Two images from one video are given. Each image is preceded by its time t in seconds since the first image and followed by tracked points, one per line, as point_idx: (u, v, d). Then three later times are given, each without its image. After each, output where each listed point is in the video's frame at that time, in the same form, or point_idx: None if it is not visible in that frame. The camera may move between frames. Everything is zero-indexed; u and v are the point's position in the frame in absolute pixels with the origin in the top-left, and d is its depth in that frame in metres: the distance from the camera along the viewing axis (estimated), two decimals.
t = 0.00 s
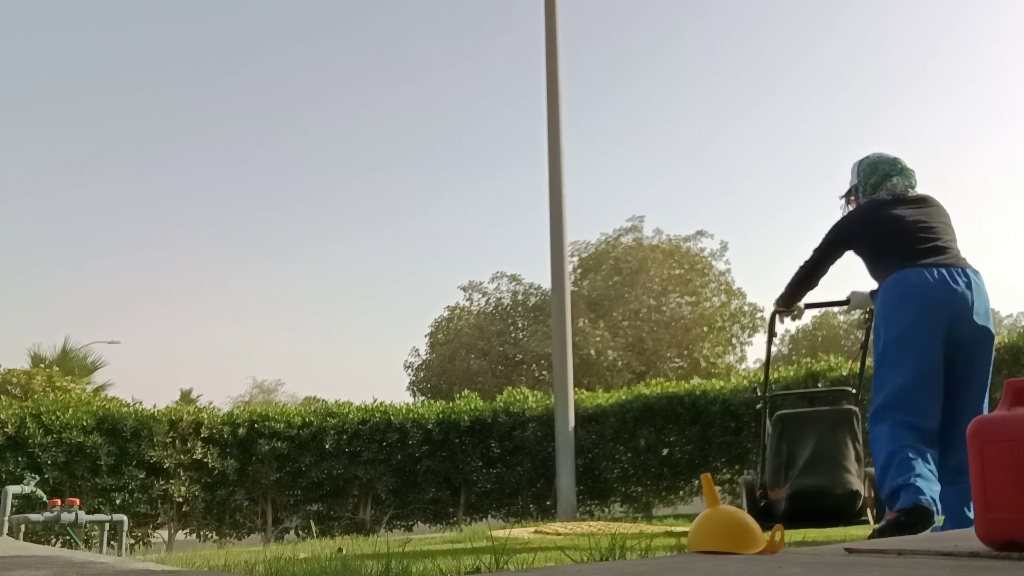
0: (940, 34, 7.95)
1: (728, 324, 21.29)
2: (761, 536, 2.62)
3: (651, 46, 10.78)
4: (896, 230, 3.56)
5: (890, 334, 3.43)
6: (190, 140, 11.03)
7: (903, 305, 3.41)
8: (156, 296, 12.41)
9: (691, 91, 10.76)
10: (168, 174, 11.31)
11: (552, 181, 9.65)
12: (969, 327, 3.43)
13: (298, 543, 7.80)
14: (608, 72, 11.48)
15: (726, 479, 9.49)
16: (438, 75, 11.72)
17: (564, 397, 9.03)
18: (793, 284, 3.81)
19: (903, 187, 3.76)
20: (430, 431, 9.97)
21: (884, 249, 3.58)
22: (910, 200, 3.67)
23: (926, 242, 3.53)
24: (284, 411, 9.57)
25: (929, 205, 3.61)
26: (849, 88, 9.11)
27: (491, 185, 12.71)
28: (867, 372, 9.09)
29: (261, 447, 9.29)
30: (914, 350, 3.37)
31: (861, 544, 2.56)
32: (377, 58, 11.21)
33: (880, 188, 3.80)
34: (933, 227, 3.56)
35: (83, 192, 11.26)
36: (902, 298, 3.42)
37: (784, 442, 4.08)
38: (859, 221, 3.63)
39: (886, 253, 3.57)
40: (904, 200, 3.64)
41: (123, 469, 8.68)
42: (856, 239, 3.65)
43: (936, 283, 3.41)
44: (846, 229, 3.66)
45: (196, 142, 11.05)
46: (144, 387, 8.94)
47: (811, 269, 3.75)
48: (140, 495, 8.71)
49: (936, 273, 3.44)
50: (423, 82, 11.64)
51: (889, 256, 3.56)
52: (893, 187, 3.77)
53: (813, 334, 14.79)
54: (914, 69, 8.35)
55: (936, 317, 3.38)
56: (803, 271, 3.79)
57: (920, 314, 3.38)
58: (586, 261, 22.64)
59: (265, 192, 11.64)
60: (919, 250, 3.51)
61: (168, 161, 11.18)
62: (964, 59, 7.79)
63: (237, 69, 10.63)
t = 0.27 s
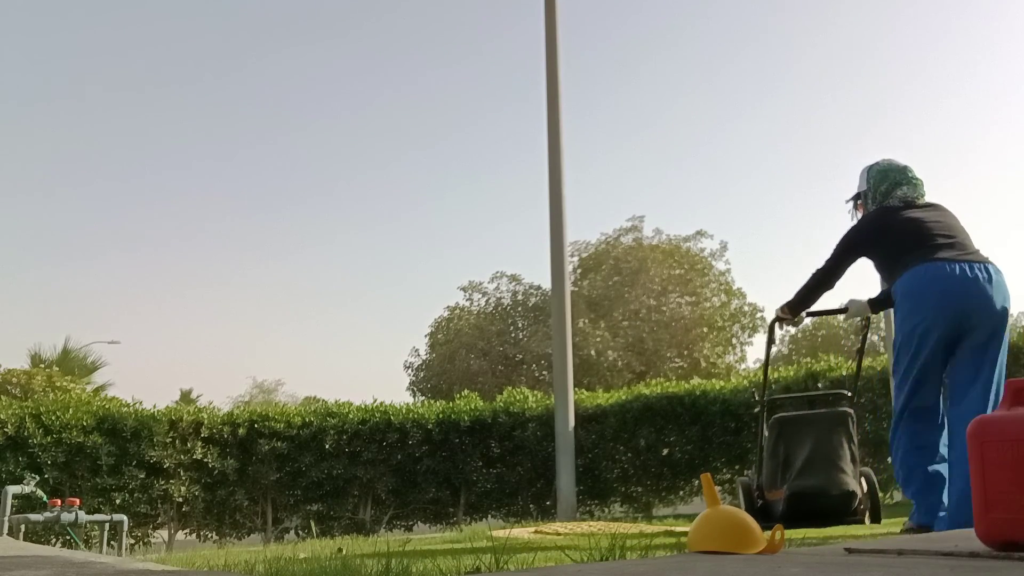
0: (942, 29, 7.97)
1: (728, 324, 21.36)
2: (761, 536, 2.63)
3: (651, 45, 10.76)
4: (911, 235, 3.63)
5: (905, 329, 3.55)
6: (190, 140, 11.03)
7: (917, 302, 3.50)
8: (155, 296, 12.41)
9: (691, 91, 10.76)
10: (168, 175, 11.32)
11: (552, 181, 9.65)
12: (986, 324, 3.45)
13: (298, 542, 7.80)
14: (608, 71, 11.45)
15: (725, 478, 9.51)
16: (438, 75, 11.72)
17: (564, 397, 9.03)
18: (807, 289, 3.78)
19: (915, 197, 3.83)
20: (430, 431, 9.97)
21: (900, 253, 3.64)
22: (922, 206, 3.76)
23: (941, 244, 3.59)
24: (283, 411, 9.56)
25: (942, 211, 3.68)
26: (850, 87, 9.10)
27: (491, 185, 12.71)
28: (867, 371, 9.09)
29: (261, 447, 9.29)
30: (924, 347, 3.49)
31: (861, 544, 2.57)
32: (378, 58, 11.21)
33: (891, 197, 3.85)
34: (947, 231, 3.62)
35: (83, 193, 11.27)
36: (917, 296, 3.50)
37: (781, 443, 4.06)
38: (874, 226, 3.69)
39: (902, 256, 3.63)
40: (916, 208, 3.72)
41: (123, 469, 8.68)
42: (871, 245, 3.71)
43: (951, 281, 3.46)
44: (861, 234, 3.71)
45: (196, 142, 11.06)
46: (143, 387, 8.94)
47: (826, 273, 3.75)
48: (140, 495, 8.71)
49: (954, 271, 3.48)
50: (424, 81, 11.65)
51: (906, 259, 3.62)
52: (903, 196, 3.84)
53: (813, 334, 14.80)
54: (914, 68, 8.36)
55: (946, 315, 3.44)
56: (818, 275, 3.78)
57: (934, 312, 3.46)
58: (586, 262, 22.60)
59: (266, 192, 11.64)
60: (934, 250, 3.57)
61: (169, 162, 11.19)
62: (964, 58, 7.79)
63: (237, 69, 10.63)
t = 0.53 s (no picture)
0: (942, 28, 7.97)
1: (728, 324, 21.50)
2: (761, 536, 2.63)
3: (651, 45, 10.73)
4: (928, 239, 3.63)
5: (917, 331, 3.58)
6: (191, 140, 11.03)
7: (932, 306, 3.54)
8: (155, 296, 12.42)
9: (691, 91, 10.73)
10: (169, 175, 11.32)
11: (552, 181, 9.65)
12: (994, 340, 3.53)
13: (298, 542, 7.82)
14: (609, 70, 11.37)
15: (725, 478, 9.53)
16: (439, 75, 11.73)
17: (564, 397, 9.02)
18: (828, 296, 3.76)
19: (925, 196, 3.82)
20: (430, 431, 9.96)
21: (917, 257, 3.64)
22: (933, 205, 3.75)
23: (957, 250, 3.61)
24: (283, 411, 9.56)
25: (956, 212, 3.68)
26: (851, 87, 9.09)
27: (491, 185, 12.71)
28: (868, 370, 9.09)
29: (261, 447, 9.29)
30: (936, 353, 3.53)
31: (860, 543, 2.58)
32: (378, 57, 11.19)
33: (904, 196, 3.85)
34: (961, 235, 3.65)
35: (84, 193, 11.27)
36: (932, 300, 3.54)
37: (790, 445, 4.08)
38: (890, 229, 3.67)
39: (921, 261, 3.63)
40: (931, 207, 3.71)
41: (123, 469, 8.68)
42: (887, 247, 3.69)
43: (966, 290, 3.52)
44: (877, 235, 3.68)
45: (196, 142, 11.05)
46: (143, 387, 8.94)
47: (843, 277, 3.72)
48: (140, 495, 8.71)
49: (969, 281, 3.55)
50: (425, 82, 11.66)
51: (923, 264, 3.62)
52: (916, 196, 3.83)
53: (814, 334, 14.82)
54: (913, 68, 8.37)
55: (961, 323, 3.50)
56: (837, 280, 3.75)
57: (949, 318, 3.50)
58: (586, 261, 22.50)
59: (266, 192, 11.64)
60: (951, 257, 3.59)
61: (169, 162, 11.19)
62: (963, 59, 7.81)
63: (238, 69, 10.63)
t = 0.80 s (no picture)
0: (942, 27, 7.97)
1: (728, 324, 21.51)
2: (761, 536, 2.63)
3: (650, 46, 10.66)
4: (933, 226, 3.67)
5: (923, 328, 3.60)
6: (191, 141, 11.02)
7: (939, 302, 3.57)
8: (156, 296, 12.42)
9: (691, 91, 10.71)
10: (169, 175, 11.32)
11: (552, 181, 9.65)
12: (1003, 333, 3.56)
13: (298, 542, 7.83)
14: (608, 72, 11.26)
15: (726, 478, 9.53)
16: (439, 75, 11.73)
17: (564, 397, 9.02)
18: (847, 291, 3.76)
19: (932, 178, 3.85)
20: (430, 431, 9.97)
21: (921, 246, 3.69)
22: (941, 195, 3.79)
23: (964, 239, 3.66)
24: (283, 411, 9.56)
25: (964, 201, 3.73)
26: (851, 87, 9.10)
27: (491, 185, 12.71)
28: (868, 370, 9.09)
29: (261, 447, 9.29)
30: (942, 349, 3.55)
31: (860, 543, 2.58)
32: (378, 56, 11.18)
33: (911, 181, 3.88)
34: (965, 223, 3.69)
35: (84, 193, 11.27)
36: (938, 296, 3.58)
37: (801, 446, 4.06)
38: (895, 218, 3.73)
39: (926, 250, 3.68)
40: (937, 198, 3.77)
41: (123, 469, 8.68)
42: (894, 237, 3.76)
43: (969, 285, 3.56)
44: (883, 226, 3.76)
45: (196, 142, 11.06)
46: (143, 387, 8.94)
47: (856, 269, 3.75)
48: (140, 495, 8.72)
49: (974, 275, 3.58)
50: (425, 82, 11.66)
51: (929, 253, 3.67)
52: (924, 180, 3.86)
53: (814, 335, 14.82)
54: (913, 68, 8.37)
55: (966, 317, 3.54)
56: (852, 273, 3.77)
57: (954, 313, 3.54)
58: (586, 261, 22.61)
59: (266, 192, 11.63)
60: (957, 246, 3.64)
61: (169, 162, 11.19)
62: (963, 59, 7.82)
63: (238, 69, 10.63)
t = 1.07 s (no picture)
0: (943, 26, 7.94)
1: (728, 324, 21.52)
2: (761, 536, 2.63)
3: (650, 45, 10.63)
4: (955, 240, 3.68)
5: (936, 336, 3.62)
6: (191, 142, 11.02)
7: (950, 312, 3.58)
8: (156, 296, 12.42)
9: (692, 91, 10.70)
10: (169, 175, 11.33)
11: (552, 181, 9.65)
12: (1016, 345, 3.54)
13: (298, 542, 7.84)
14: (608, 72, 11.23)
15: (726, 478, 9.53)
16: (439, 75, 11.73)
17: (564, 397, 9.02)
18: (849, 287, 3.81)
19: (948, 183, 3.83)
20: (430, 431, 9.96)
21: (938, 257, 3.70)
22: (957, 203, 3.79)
23: (981, 251, 3.66)
24: (283, 411, 9.56)
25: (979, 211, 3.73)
26: (851, 87, 9.10)
27: (491, 185, 12.71)
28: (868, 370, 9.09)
29: (261, 447, 9.29)
30: (952, 357, 3.56)
31: (860, 543, 2.58)
32: (379, 56, 11.17)
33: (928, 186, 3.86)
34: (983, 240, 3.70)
35: (84, 193, 11.27)
36: (951, 307, 3.58)
37: (801, 445, 4.07)
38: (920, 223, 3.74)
39: (942, 261, 3.69)
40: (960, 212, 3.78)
41: (123, 469, 8.68)
42: (908, 241, 3.78)
43: (982, 293, 3.56)
44: (898, 229, 3.77)
45: (197, 142, 11.06)
46: (143, 387, 8.94)
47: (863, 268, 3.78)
48: (140, 495, 8.72)
49: (987, 284, 3.58)
50: (426, 82, 11.67)
51: (942, 259, 3.68)
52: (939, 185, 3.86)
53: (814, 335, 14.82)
54: (913, 68, 8.38)
55: (977, 328, 3.54)
56: (858, 271, 3.81)
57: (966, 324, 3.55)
58: (585, 261, 22.61)
59: (267, 192, 11.64)
60: (974, 259, 3.64)
61: (169, 162, 11.19)
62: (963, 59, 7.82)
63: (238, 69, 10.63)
